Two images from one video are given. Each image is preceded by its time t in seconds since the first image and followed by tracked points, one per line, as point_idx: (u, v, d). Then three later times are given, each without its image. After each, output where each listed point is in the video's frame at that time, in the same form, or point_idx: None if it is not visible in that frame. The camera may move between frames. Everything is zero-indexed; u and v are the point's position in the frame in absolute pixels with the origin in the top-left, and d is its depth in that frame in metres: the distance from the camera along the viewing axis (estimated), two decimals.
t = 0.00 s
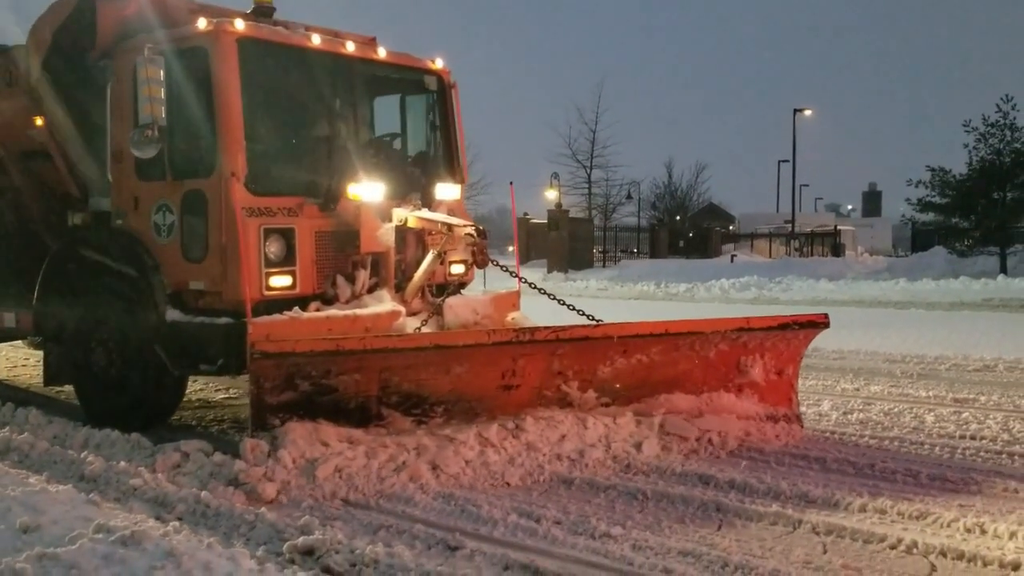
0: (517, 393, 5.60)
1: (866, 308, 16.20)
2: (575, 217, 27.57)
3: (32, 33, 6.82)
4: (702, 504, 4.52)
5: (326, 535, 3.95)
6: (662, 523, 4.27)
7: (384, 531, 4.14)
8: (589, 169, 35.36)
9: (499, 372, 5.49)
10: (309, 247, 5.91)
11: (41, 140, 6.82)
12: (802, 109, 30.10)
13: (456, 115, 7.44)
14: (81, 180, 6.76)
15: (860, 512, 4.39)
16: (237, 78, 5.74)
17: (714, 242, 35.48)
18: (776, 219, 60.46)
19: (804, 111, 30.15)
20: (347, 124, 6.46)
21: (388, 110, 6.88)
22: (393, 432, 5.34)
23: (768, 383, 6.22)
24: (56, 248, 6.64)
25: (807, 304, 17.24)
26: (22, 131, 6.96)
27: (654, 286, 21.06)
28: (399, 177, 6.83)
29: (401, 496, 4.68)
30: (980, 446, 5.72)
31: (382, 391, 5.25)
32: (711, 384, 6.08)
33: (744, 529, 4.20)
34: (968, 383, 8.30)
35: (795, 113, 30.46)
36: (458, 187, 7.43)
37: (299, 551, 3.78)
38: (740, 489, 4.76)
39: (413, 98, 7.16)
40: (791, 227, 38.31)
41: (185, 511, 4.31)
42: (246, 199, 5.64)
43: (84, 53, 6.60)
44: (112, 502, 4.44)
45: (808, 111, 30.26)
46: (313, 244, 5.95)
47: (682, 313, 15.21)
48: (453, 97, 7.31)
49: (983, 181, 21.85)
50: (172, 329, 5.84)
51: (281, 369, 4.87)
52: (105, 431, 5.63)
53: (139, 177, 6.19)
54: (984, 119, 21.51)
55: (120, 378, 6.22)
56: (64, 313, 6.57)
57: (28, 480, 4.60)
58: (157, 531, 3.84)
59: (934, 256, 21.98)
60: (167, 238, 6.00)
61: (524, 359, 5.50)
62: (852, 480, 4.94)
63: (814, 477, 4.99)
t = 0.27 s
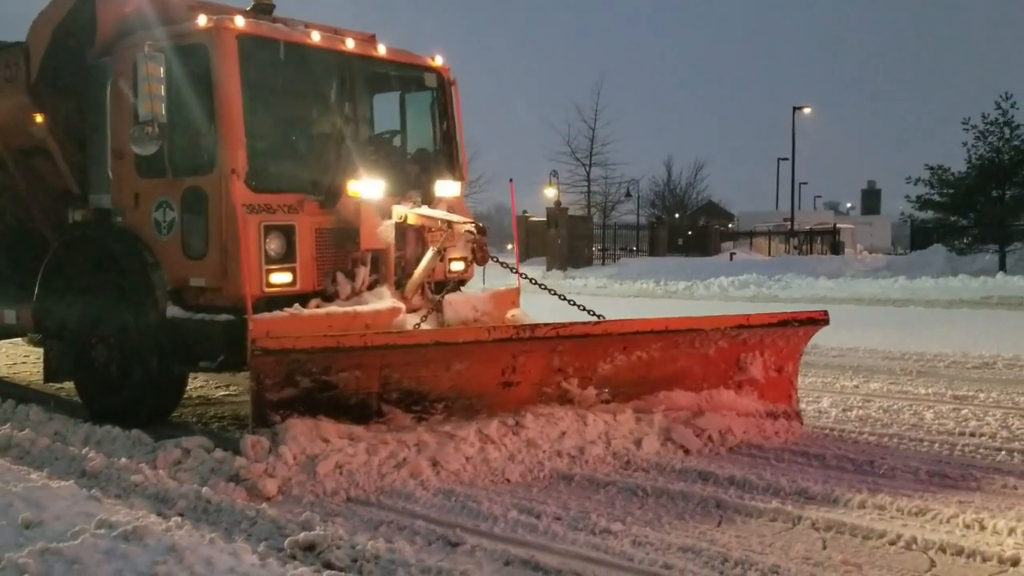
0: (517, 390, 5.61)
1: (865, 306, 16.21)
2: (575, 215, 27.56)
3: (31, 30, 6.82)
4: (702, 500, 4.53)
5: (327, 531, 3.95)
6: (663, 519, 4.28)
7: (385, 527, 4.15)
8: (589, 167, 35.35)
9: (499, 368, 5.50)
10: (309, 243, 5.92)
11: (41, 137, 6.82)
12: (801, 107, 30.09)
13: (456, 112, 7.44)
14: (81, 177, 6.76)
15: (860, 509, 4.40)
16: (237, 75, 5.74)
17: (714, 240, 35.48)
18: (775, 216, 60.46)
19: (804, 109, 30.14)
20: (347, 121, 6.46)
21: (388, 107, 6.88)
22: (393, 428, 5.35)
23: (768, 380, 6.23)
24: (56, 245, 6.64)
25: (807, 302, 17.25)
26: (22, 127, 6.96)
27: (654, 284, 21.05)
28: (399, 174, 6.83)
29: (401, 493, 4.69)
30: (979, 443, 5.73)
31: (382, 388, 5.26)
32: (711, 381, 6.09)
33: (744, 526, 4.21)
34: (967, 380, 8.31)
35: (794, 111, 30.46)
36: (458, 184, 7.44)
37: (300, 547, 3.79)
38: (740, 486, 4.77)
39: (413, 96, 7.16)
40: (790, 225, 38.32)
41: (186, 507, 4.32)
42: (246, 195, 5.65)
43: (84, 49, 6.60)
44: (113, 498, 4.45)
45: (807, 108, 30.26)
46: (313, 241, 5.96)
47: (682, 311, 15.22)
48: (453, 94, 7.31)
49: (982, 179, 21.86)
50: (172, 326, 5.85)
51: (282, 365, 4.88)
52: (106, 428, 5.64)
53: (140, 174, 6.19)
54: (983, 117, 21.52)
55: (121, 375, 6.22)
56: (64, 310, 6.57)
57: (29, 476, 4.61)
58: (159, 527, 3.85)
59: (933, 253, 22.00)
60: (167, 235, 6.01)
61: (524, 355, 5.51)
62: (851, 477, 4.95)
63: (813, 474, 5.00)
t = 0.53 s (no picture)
0: (517, 388, 5.61)
1: (864, 304, 16.21)
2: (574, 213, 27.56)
3: (31, 28, 6.82)
4: (702, 498, 4.54)
5: (327, 529, 3.96)
6: (663, 518, 4.28)
7: (385, 525, 4.16)
8: (588, 164, 35.33)
9: (499, 366, 5.50)
10: (309, 242, 5.93)
11: (40, 135, 6.82)
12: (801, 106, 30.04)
13: (455, 110, 7.44)
14: (81, 175, 6.76)
15: (860, 507, 4.41)
16: (237, 73, 5.74)
17: (713, 238, 35.48)
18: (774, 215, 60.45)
19: (804, 107, 30.13)
20: (346, 120, 6.47)
21: (388, 105, 6.88)
22: (393, 427, 5.35)
23: (768, 378, 6.23)
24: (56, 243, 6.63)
25: (806, 300, 17.24)
26: (21, 126, 6.96)
27: (653, 282, 21.05)
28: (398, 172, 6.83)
29: (401, 491, 4.70)
30: (978, 441, 5.73)
31: (381, 386, 5.26)
32: (710, 379, 6.10)
33: (744, 524, 4.21)
34: (967, 378, 8.32)
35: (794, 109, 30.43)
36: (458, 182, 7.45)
37: (301, 544, 3.80)
38: (739, 484, 4.78)
39: (413, 94, 7.16)
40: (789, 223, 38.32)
41: (187, 505, 4.33)
42: (246, 194, 5.65)
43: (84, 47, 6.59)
44: (114, 496, 4.45)
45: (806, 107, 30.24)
46: (313, 239, 5.96)
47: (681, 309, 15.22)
48: (452, 92, 7.31)
49: (982, 177, 21.86)
50: (172, 324, 5.85)
51: (282, 364, 4.89)
52: (106, 426, 5.64)
53: (140, 172, 6.19)
54: (983, 114, 21.52)
55: (121, 373, 6.22)
56: (64, 308, 6.57)
57: (30, 474, 4.62)
58: (159, 525, 3.85)
59: (933, 251, 22.01)
60: (168, 234, 6.01)
61: (524, 353, 5.51)
62: (851, 475, 4.96)
63: (813, 472, 5.00)
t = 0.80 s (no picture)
0: (515, 386, 5.62)
1: (862, 302, 16.22)
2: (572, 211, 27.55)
3: (28, 25, 6.81)
4: (699, 496, 4.54)
5: (324, 526, 3.97)
6: (661, 515, 4.29)
7: (382, 522, 4.16)
8: (587, 162, 35.31)
9: (496, 364, 5.51)
10: (307, 239, 5.93)
11: (38, 132, 6.81)
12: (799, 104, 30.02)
13: (454, 108, 7.44)
14: (79, 172, 6.75)
15: (857, 504, 4.41)
16: (235, 70, 5.74)
17: (711, 236, 35.48)
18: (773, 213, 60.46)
19: (802, 105, 30.10)
20: (344, 118, 6.47)
21: (386, 103, 6.88)
22: (391, 424, 5.36)
23: (765, 376, 6.24)
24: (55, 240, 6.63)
25: (805, 298, 17.25)
26: (19, 123, 6.95)
27: (651, 280, 21.04)
28: (396, 170, 6.84)
29: (398, 488, 4.71)
30: (975, 439, 5.74)
31: (379, 383, 5.27)
32: (708, 377, 6.10)
33: (741, 521, 4.22)
34: (964, 376, 8.33)
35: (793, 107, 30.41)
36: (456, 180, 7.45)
37: (298, 541, 3.80)
38: (736, 481, 4.79)
39: (410, 91, 7.16)
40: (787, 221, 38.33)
41: (184, 502, 4.34)
42: (245, 192, 5.65)
43: (81, 44, 6.58)
44: (112, 493, 4.46)
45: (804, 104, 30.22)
46: (311, 236, 5.96)
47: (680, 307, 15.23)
48: (451, 90, 7.31)
49: (980, 176, 21.86)
50: (171, 321, 5.85)
51: (279, 361, 4.89)
52: (104, 423, 5.64)
53: (138, 169, 6.19)
54: (981, 113, 21.52)
55: (119, 371, 6.23)
56: (62, 306, 6.57)
57: (28, 471, 4.62)
58: (158, 522, 3.86)
59: (931, 249, 22.02)
60: (166, 231, 6.01)
61: (522, 351, 5.51)
62: (848, 473, 4.97)
63: (810, 470, 5.01)
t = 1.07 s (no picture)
0: (517, 383, 5.63)
1: (866, 300, 16.19)
2: (576, 208, 27.53)
3: (32, 23, 6.82)
4: (702, 493, 4.55)
5: (327, 523, 3.98)
6: (663, 512, 4.29)
7: (385, 519, 4.17)
8: (590, 160, 35.29)
9: (499, 362, 5.52)
10: (310, 237, 5.94)
11: (42, 130, 6.83)
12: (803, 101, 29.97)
13: (457, 106, 7.44)
14: (84, 170, 6.77)
15: (859, 502, 4.42)
16: (239, 68, 5.75)
17: (715, 233, 35.44)
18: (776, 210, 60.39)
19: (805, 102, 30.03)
20: (347, 116, 6.47)
21: (389, 101, 6.89)
22: (394, 421, 5.37)
23: (768, 374, 6.24)
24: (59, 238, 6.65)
25: (808, 296, 17.23)
26: (23, 121, 6.97)
27: (655, 278, 21.04)
28: (399, 168, 6.85)
29: (401, 485, 4.72)
30: (978, 437, 5.74)
31: (382, 381, 5.28)
32: (711, 374, 6.10)
33: (743, 519, 4.23)
34: (968, 374, 8.32)
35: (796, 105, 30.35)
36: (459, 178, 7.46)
37: (301, 538, 3.82)
38: (738, 479, 4.79)
39: (413, 90, 7.17)
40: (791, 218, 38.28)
41: (188, 499, 4.35)
42: (248, 190, 5.66)
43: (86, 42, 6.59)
44: (116, 489, 4.48)
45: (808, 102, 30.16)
46: (314, 234, 5.97)
47: (683, 305, 15.23)
48: (454, 88, 7.31)
49: (984, 173, 21.82)
50: (175, 319, 5.87)
51: (283, 358, 4.90)
52: (108, 420, 5.66)
53: (142, 167, 6.20)
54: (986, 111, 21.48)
55: (123, 368, 6.25)
56: (66, 304, 6.58)
57: (33, 468, 4.64)
58: (162, 518, 3.87)
59: (935, 247, 21.99)
60: (170, 229, 6.02)
61: (525, 349, 5.52)
62: (851, 470, 4.97)
63: (813, 467, 5.01)
